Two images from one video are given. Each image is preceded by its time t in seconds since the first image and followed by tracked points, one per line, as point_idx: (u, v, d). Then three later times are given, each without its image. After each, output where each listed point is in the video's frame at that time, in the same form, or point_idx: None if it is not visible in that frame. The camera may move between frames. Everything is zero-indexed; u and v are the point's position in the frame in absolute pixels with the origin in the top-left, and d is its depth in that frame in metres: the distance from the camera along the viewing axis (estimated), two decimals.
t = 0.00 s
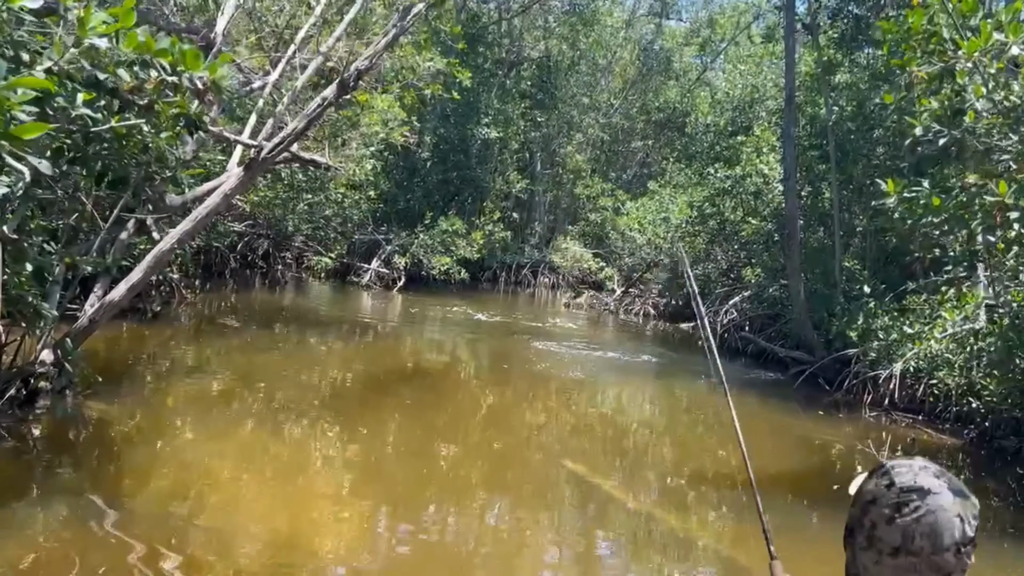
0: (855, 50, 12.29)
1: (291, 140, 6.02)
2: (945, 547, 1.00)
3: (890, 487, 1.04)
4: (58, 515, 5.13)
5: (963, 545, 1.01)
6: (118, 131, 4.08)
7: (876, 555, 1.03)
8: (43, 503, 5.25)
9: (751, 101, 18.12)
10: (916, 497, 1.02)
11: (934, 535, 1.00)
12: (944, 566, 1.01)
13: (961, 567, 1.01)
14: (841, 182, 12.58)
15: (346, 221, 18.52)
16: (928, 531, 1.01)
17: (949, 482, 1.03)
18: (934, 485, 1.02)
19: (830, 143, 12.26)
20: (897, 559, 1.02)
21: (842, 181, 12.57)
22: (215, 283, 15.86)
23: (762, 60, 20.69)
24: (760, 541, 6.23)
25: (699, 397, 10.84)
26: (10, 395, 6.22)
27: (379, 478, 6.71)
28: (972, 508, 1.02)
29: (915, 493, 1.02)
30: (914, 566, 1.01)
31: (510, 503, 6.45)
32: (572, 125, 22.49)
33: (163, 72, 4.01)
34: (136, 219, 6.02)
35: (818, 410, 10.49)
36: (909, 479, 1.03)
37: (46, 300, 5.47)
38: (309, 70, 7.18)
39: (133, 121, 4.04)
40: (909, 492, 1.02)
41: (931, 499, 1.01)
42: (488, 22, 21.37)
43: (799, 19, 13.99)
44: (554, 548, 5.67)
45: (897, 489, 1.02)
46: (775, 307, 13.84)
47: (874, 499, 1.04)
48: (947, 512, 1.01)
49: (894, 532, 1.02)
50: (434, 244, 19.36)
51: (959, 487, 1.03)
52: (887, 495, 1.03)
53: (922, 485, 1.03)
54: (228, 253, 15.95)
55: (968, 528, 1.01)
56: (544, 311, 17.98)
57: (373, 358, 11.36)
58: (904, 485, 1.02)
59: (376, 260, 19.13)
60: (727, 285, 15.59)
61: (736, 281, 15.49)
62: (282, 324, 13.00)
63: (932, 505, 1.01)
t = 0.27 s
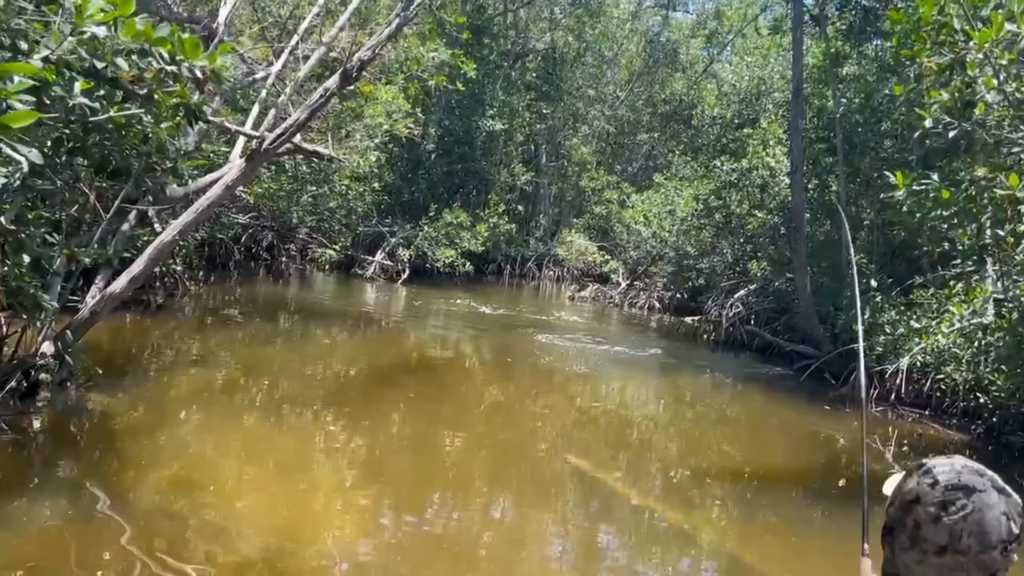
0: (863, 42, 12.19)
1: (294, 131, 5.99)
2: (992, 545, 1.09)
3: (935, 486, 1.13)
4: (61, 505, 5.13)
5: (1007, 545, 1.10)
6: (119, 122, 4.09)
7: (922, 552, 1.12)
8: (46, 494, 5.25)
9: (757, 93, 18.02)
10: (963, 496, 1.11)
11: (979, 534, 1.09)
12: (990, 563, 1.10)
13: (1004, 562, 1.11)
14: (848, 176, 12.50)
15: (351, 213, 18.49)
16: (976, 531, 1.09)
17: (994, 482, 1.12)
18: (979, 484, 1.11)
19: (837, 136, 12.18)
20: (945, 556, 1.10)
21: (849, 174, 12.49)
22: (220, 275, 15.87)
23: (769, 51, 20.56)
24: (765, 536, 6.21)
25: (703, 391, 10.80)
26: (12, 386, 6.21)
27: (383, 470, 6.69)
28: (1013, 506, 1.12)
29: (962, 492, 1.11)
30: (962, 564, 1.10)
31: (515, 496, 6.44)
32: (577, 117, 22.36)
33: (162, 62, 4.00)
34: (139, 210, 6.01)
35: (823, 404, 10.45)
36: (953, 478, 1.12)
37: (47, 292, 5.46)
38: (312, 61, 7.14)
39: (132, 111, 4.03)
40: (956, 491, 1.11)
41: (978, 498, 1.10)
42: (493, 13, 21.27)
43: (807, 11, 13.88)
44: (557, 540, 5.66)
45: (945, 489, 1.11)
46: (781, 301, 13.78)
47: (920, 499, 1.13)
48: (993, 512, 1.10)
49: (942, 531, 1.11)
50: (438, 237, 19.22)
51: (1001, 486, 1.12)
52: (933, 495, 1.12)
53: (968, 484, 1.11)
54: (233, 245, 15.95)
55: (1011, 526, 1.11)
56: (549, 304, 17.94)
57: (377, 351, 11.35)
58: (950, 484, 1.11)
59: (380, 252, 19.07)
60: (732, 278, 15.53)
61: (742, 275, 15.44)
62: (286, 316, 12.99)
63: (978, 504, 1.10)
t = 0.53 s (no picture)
0: (876, 30, 12.05)
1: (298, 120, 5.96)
2: (1015, 536, 1.17)
3: (958, 477, 1.20)
4: (68, 494, 5.12)
5: None
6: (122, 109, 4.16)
7: (941, 545, 1.21)
8: (53, 484, 5.24)
9: (768, 83, 17.87)
10: (988, 488, 1.18)
11: (1006, 525, 1.17)
12: (1012, 554, 1.18)
13: None
14: (860, 166, 12.38)
15: (359, 204, 18.48)
16: (1000, 525, 1.17)
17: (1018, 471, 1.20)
18: (1003, 478, 1.18)
19: (849, 126, 12.06)
20: (970, 546, 1.19)
21: (861, 165, 12.37)
22: (229, 266, 15.89)
23: (781, 41, 20.39)
24: (773, 528, 6.16)
25: (712, 383, 10.75)
26: (15, 376, 6.19)
27: (389, 461, 6.67)
28: None
29: (987, 483, 1.18)
30: (988, 555, 1.18)
31: (522, 488, 6.40)
32: (586, 108, 22.49)
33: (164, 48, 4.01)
34: (144, 200, 6.00)
35: (833, 397, 10.38)
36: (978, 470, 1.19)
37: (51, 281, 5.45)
38: (317, 49, 7.09)
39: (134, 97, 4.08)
40: (981, 482, 1.18)
41: (1003, 489, 1.17)
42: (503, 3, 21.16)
43: None
44: (564, 531, 5.64)
45: (968, 480, 1.18)
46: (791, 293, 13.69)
47: (944, 490, 1.21)
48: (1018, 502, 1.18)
49: (967, 523, 1.19)
50: (447, 228, 19.26)
51: None
52: (958, 485, 1.19)
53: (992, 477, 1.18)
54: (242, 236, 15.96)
55: None
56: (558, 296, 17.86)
57: (385, 342, 11.33)
58: (974, 476, 1.18)
59: (388, 243, 19.00)
60: (742, 270, 15.48)
61: (752, 267, 15.37)
62: (294, 307, 12.98)
63: (1004, 496, 1.17)
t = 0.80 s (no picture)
0: (892, 17, 11.89)
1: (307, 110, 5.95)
2: None
3: (974, 465, 1.30)
4: (80, 482, 5.14)
5: None
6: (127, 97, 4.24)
7: (957, 535, 1.29)
8: (65, 471, 5.26)
9: (782, 71, 17.69)
10: (1000, 474, 1.27)
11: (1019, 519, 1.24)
12: None
13: None
14: (874, 155, 12.24)
15: (369, 193, 18.46)
16: (1013, 509, 1.24)
17: None
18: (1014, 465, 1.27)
19: (864, 114, 11.93)
20: (985, 535, 1.26)
21: (875, 153, 12.24)
22: (240, 255, 15.94)
23: (794, 28, 20.18)
24: (783, 519, 6.12)
25: (723, 373, 10.70)
26: (24, 367, 6.21)
27: (399, 450, 6.66)
28: None
29: (1001, 471, 1.27)
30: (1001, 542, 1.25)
31: (531, 478, 6.38)
32: (598, 97, 22.42)
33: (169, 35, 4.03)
34: (151, 189, 6.00)
35: (846, 387, 10.30)
36: (991, 458, 1.29)
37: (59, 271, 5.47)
38: (326, 37, 7.04)
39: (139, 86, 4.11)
40: (994, 469, 1.27)
41: (1015, 479, 1.26)
42: None
43: None
44: (575, 521, 5.63)
45: (983, 466, 1.28)
46: (804, 282, 13.59)
47: (960, 478, 1.31)
48: None
49: (980, 511, 1.27)
50: (458, 218, 19.15)
51: None
52: (973, 472, 1.29)
53: (1005, 464, 1.28)
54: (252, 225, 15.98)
55: None
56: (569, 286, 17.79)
57: (396, 332, 11.32)
58: (987, 463, 1.28)
59: (398, 233, 19.00)
60: (754, 260, 15.39)
61: (764, 256, 15.26)
62: (305, 297, 12.99)
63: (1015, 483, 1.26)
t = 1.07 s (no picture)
0: None
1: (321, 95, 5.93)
2: None
3: (1006, 454, 2.17)
4: (101, 467, 5.18)
5: None
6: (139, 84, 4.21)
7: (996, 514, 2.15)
8: (85, 456, 5.30)
9: (803, 55, 17.45)
10: None
11: None
12: None
13: None
14: (898, 140, 12.04)
15: (387, 180, 18.36)
16: None
17: None
18: None
19: (886, 99, 11.74)
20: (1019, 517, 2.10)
21: (898, 138, 12.04)
22: (258, 243, 16.01)
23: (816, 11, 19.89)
24: (803, 507, 6.06)
25: (742, 361, 10.62)
26: (43, 354, 6.27)
27: (417, 437, 6.66)
28: None
29: None
30: None
31: (550, 465, 6.37)
32: (616, 83, 22.44)
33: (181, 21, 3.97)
34: (168, 177, 6.04)
35: (868, 375, 10.20)
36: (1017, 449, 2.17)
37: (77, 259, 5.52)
38: (341, 23, 7.01)
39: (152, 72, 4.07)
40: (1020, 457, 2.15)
41: None
42: None
43: None
44: (593, 508, 5.61)
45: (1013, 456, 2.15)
46: (825, 269, 13.44)
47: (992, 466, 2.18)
48: None
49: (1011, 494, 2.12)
50: (475, 206, 18.97)
51: None
52: (1004, 462, 2.16)
53: None
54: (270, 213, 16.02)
55: None
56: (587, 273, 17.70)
57: (414, 319, 11.33)
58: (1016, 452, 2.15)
59: (416, 221, 19.11)
60: (774, 246, 15.22)
61: (784, 243, 15.07)
62: (324, 284, 13.02)
63: None
